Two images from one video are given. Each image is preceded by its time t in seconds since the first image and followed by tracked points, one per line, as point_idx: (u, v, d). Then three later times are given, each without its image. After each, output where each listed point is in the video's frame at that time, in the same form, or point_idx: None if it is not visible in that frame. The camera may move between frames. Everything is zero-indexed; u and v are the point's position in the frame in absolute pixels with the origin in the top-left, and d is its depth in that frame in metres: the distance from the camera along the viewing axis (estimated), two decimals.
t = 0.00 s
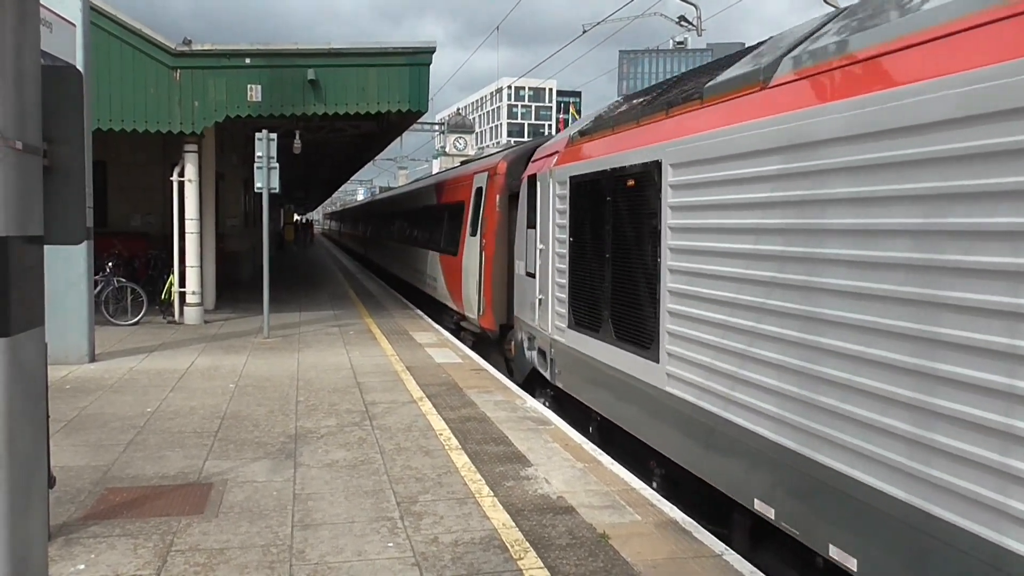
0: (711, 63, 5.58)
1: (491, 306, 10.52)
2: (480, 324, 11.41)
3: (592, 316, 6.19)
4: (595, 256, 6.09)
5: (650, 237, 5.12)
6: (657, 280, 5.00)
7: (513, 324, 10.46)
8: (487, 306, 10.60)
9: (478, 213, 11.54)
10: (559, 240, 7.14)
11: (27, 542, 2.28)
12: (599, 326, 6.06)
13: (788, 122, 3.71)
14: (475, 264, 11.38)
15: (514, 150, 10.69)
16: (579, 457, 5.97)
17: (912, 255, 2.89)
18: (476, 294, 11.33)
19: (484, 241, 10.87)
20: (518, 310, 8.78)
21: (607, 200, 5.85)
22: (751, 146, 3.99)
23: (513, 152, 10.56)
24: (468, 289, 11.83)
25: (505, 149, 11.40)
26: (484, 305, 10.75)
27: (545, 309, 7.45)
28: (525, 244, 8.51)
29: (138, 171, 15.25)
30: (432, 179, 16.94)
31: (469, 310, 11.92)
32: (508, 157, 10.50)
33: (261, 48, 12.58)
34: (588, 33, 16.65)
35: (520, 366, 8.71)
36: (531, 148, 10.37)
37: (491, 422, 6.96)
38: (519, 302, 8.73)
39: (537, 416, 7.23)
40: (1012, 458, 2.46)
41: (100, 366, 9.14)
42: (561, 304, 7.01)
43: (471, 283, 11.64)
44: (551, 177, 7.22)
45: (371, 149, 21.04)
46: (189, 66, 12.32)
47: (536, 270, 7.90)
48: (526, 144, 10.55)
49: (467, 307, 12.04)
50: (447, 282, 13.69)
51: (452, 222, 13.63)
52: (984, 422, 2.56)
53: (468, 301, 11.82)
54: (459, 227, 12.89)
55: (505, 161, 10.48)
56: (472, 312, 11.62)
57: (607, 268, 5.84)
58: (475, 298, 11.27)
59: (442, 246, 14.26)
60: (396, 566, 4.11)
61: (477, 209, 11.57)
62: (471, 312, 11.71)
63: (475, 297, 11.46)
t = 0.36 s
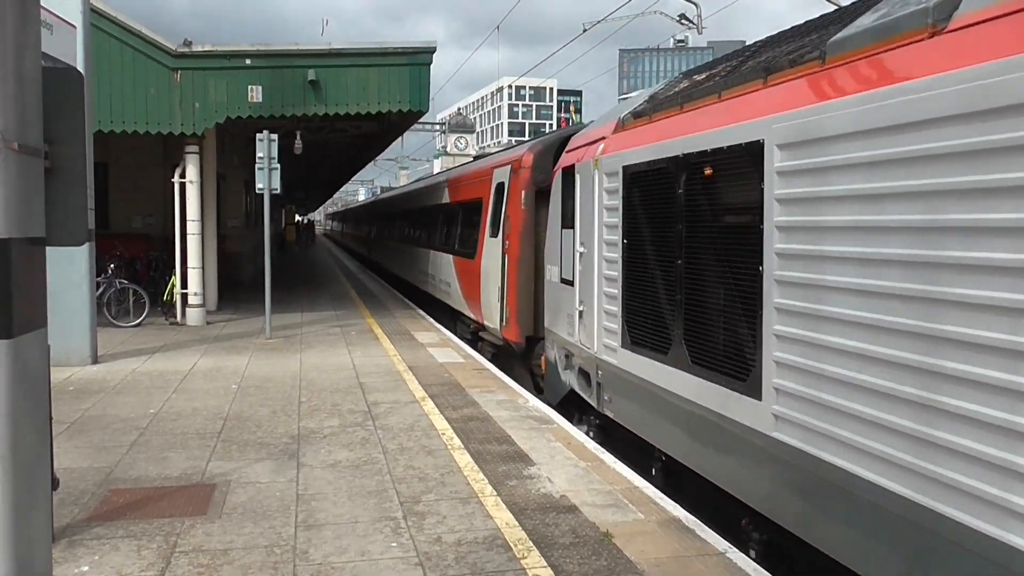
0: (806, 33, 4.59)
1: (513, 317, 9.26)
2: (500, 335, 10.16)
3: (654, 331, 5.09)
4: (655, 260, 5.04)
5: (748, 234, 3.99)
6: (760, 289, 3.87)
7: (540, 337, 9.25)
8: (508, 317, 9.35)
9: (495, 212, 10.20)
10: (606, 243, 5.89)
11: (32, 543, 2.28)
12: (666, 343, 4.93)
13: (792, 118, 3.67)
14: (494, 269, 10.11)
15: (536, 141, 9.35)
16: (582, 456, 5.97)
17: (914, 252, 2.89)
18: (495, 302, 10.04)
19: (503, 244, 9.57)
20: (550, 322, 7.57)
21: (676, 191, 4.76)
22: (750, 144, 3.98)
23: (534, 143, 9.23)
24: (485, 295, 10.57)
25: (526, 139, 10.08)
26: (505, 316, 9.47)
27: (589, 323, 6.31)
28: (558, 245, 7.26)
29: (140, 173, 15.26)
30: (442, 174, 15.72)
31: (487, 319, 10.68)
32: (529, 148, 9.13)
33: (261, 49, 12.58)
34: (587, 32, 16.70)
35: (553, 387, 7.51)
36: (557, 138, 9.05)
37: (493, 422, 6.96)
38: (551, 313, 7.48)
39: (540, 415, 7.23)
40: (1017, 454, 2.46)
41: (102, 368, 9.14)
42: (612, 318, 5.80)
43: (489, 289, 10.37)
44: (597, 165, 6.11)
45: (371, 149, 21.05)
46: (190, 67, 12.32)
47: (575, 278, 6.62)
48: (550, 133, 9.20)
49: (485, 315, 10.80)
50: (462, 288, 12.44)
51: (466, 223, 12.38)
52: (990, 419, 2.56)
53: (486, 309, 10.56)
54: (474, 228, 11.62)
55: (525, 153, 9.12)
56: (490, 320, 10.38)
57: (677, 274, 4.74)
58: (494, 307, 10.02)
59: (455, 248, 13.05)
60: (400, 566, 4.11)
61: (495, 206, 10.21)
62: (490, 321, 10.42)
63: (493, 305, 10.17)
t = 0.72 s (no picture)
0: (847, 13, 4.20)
1: (546, 330, 8.02)
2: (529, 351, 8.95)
3: (745, 363, 4.03)
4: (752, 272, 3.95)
5: (914, 228, 2.90)
6: (940, 319, 2.75)
7: (578, 353, 8.03)
8: (540, 331, 8.15)
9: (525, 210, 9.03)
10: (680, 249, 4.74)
11: (34, 543, 2.29)
12: (775, 379, 3.79)
13: (792, 120, 3.60)
14: (524, 275, 8.88)
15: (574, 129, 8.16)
16: (583, 455, 5.97)
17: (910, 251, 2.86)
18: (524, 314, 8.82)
19: (535, 247, 8.34)
20: (597, 341, 6.41)
21: (789, 184, 3.63)
22: (851, 127, 3.20)
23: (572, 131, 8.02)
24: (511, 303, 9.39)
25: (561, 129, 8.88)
26: (535, 329, 8.28)
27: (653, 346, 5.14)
28: (610, 250, 6.10)
29: (140, 172, 15.26)
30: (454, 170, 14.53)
31: (512, 330, 9.48)
32: (567, 136, 7.93)
33: (262, 48, 12.57)
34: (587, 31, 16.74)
35: (602, 417, 6.36)
36: (600, 126, 7.86)
37: (494, 421, 6.96)
38: (601, 331, 6.32)
39: (541, 415, 7.23)
40: (1016, 453, 2.44)
41: (103, 367, 9.14)
42: (686, 342, 4.67)
43: (517, 299, 9.15)
44: (662, 153, 4.94)
45: (371, 148, 21.05)
46: (190, 67, 12.31)
47: (637, 292, 5.44)
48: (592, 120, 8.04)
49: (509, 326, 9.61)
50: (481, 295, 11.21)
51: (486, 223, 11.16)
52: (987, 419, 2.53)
53: (513, 319, 9.33)
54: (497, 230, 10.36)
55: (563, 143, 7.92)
56: (517, 333, 9.18)
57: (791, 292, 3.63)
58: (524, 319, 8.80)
59: (473, 250, 11.83)
60: (400, 565, 4.11)
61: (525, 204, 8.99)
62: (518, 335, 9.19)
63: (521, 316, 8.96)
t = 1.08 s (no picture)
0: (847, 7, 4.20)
1: (588, 348, 6.72)
2: (563, 371, 7.68)
3: (889, 406, 3.04)
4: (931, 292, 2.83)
5: None
6: None
7: (628, 377, 6.73)
8: (580, 351, 6.86)
9: (558, 209, 7.73)
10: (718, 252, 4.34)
11: (36, 545, 2.28)
12: (978, 446, 2.61)
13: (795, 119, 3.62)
14: (558, 284, 7.56)
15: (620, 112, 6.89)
16: (585, 455, 5.97)
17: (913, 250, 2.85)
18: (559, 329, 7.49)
19: (574, 251, 7.04)
20: (663, 368, 5.21)
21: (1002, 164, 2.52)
22: None
23: (619, 115, 6.72)
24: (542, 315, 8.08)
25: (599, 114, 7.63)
26: (574, 348, 7.01)
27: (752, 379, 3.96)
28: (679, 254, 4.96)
29: (142, 173, 15.28)
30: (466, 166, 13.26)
31: (541, 345, 8.20)
32: (612, 121, 6.66)
33: (262, 49, 12.58)
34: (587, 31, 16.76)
35: (671, 462, 5.15)
36: (652, 108, 6.60)
37: (496, 421, 6.96)
38: (667, 357, 5.16)
39: (543, 415, 7.23)
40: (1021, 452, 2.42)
41: (105, 368, 9.15)
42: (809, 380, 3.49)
43: (549, 311, 7.83)
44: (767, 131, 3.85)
45: (372, 149, 21.08)
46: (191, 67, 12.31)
47: (726, 314, 4.25)
48: (641, 100, 6.77)
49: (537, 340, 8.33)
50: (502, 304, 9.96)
51: (507, 223, 9.89)
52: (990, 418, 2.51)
53: (545, 334, 8.01)
54: (523, 231, 9.05)
55: (607, 129, 6.64)
56: (548, 350, 7.91)
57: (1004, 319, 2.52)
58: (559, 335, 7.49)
59: (492, 252, 10.52)
60: (403, 565, 4.12)
61: (558, 201, 7.71)
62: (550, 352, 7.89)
63: (555, 330, 7.64)
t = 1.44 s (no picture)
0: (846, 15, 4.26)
1: (650, 375, 5.49)
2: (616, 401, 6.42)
3: None
4: None
5: None
6: None
7: (700, 411, 5.49)
8: (640, 377, 5.63)
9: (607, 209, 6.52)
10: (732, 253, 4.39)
11: (41, 547, 2.29)
12: None
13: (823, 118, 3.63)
14: (609, 296, 6.34)
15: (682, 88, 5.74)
16: (589, 454, 5.97)
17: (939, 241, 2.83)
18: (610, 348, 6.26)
19: (631, 256, 5.81)
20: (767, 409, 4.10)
21: None
22: None
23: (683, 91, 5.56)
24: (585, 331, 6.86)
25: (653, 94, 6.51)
26: (631, 373, 5.78)
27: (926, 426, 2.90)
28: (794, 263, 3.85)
29: (145, 175, 15.29)
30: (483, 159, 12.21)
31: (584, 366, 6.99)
32: (677, 99, 5.48)
33: (263, 50, 12.58)
34: (588, 31, 16.79)
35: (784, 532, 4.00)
36: (725, 82, 5.42)
37: (499, 421, 6.96)
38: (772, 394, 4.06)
39: (546, 414, 7.22)
40: None
41: (108, 371, 9.16)
42: None
43: (596, 326, 6.59)
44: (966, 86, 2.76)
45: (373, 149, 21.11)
46: (193, 69, 12.31)
47: (872, 340, 3.23)
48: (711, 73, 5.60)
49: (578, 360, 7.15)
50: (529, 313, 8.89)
51: (538, 223, 8.72)
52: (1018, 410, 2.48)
53: (589, 354, 6.77)
54: (559, 233, 7.86)
55: (672, 107, 5.47)
56: (594, 372, 6.71)
57: None
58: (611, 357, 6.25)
59: (521, 257, 9.36)
60: (407, 566, 4.11)
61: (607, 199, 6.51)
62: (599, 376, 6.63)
63: (603, 350, 6.43)
